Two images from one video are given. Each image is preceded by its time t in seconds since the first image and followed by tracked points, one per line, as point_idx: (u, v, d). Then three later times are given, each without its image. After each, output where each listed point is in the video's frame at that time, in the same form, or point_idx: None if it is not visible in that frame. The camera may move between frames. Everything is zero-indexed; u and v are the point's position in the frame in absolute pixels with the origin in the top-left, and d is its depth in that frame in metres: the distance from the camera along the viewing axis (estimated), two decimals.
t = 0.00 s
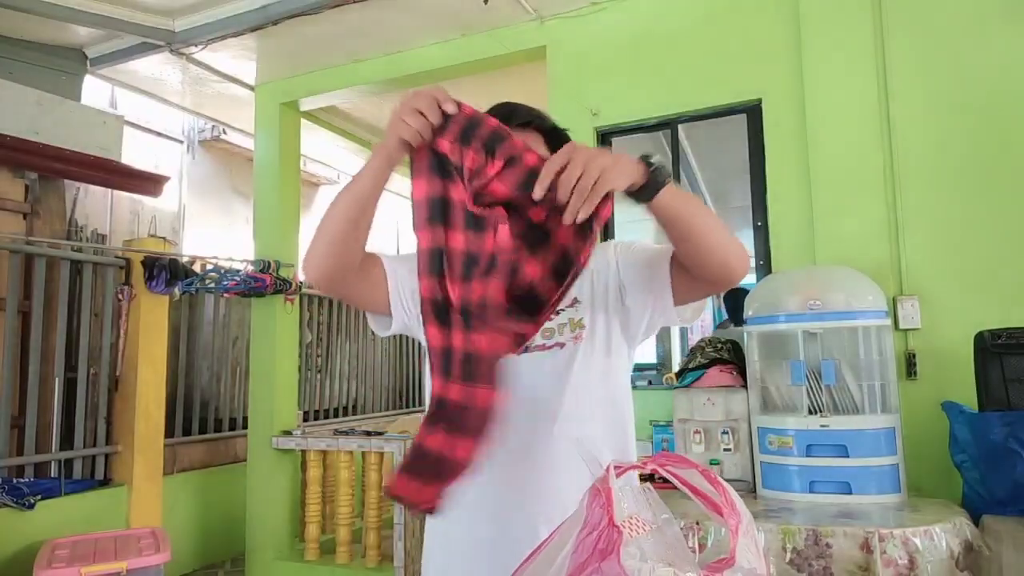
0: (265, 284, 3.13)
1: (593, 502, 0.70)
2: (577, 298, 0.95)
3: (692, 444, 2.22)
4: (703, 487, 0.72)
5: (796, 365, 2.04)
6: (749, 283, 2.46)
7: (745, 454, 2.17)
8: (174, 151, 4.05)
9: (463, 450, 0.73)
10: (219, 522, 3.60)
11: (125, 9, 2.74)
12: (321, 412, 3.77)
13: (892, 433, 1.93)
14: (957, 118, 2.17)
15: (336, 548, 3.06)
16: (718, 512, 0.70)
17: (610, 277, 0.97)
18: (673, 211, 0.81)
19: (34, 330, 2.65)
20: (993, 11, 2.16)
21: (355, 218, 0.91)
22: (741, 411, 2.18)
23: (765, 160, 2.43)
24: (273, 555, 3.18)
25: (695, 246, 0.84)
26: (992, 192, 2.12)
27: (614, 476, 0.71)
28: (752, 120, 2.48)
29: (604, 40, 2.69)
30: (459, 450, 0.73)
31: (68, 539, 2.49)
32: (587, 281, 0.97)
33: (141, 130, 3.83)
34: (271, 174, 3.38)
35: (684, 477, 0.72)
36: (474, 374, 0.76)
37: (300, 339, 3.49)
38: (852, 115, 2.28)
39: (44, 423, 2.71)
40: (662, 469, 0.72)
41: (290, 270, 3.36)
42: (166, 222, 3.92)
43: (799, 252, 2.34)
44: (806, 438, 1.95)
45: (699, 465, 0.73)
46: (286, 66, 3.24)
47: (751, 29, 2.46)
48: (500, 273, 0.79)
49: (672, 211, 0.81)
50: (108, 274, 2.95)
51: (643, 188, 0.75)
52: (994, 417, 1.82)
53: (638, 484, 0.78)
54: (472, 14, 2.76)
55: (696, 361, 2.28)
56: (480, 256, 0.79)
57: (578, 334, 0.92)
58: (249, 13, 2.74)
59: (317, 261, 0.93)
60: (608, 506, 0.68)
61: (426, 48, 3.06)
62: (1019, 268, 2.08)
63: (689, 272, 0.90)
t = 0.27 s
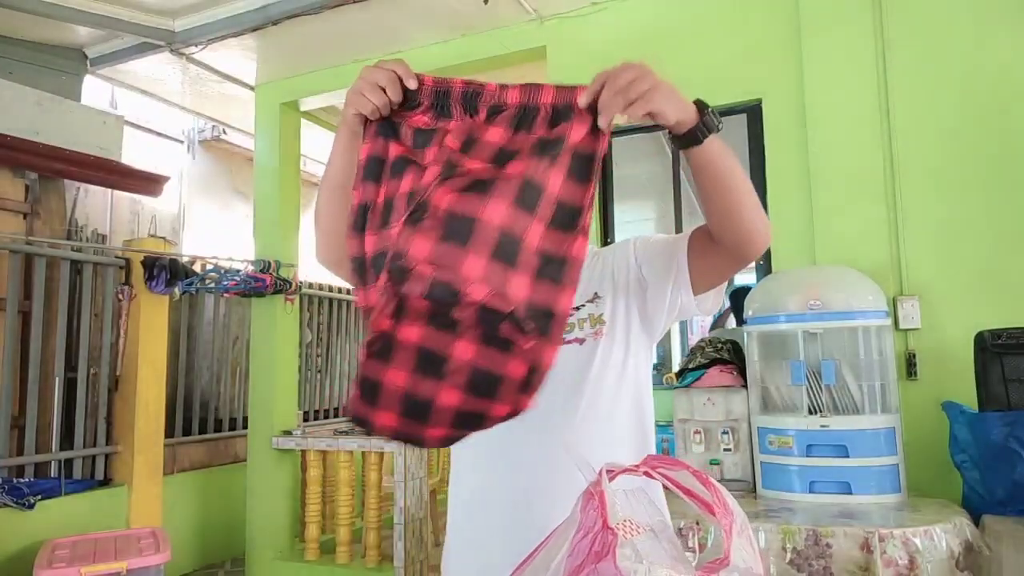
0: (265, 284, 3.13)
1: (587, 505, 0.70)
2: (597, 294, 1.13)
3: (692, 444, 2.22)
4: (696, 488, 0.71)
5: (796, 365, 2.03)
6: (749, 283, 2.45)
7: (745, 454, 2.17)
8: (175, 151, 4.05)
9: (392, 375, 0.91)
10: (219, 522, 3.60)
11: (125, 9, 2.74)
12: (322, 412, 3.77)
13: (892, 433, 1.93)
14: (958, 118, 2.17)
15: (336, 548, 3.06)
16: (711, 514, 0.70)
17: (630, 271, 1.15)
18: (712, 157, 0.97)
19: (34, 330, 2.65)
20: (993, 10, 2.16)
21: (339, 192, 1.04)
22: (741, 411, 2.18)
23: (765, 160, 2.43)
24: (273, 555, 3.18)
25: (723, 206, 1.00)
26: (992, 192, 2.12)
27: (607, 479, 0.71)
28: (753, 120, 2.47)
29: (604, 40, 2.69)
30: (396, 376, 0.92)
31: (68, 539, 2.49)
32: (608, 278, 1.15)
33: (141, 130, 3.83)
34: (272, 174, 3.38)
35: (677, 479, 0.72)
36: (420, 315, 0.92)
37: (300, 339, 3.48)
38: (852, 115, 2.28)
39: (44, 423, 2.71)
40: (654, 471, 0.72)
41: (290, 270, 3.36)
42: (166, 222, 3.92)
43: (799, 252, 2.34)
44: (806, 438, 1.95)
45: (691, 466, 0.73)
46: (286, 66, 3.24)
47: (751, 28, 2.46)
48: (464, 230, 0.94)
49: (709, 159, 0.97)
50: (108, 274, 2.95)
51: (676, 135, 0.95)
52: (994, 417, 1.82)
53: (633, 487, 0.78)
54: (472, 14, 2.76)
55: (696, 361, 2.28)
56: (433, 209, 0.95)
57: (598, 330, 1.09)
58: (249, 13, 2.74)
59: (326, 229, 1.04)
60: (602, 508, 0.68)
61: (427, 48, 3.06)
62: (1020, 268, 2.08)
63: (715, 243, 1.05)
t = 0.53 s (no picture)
0: (265, 284, 3.14)
1: (586, 505, 0.70)
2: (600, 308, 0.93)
3: (692, 444, 2.22)
4: (696, 489, 0.71)
5: (796, 365, 2.03)
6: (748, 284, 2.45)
7: (745, 454, 2.17)
8: (175, 151, 4.05)
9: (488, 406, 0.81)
10: (219, 522, 3.60)
11: (126, 9, 2.74)
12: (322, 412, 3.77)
13: (892, 433, 1.93)
14: (958, 118, 2.17)
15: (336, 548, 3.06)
16: (709, 514, 0.70)
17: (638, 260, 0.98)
18: (665, 151, 0.82)
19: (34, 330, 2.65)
20: (994, 11, 2.16)
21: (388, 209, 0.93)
22: (741, 411, 2.18)
23: (765, 160, 2.42)
24: (273, 555, 3.18)
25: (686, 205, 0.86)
26: (993, 192, 2.12)
27: (607, 480, 0.71)
28: (752, 120, 2.47)
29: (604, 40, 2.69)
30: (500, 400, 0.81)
31: (68, 539, 2.49)
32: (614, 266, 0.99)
33: (141, 130, 3.83)
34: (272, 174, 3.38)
35: (677, 479, 0.72)
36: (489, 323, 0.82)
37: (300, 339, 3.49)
38: (853, 116, 2.28)
39: (44, 423, 2.71)
40: (653, 472, 0.71)
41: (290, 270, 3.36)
42: (166, 222, 3.92)
43: (800, 252, 2.34)
44: (806, 438, 1.95)
45: (690, 466, 0.72)
46: (286, 66, 3.24)
47: (751, 28, 2.46)
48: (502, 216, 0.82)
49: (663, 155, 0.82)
50: (108, 274, 2.95)
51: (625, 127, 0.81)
52: (994, 417, 1.82)
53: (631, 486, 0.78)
54: (472, 14, 2.76)
55: (696, 361, 2.28)
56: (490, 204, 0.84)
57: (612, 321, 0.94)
58: (248, 13, 2.73)
59: (356, 244, 0.94)
60: (603, 509, 0.68)
61: (427, 48, 3.06)
62: (1020, 269, 2.08)
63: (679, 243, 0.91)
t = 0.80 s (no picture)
0: (265, 284, 3.14)
1: (586, 504, 0.68)
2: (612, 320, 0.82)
3: (692, 444, 2.22)
4: (697, 488, 0.71)
5: (796, 365, 2.03)
6: (748, 284, 2.45)
7: (745, 454, 2.17)
8: (175, 151, 4.05)
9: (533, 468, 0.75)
10: (219, 522, 3.60)
11: (125, 9, 2.74)
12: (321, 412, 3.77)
13: (892, 433, 1.94)
14: (958, 118, 2.17)
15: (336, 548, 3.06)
16: (710, 513, 0.70)
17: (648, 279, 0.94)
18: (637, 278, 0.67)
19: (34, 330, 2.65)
20: (994, 11, 2.16)
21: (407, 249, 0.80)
22: (741, 411, 2.18)
23: (764, 160, 2.42)
24: (273, 555, 3.18)
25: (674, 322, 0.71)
26: (993, 192, 2.12)
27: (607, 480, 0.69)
28: (752, 120, 2.47)
29: (604, 40, 2.69)
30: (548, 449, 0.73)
31: (68, 539, 2.49)
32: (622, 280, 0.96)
33: (141, 130, 3.83)
34: (272, 174, 3.38)
35: (679, 481, 0.70)
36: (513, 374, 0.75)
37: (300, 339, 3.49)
38: (853, 116, 2.28)
39: (44, 423, 2.71)
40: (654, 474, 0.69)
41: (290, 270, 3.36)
42: (166, 222, 3.92)
43: (800, 252, 2.34)
44: (806, 438, 1.95)
45: (692, 466, 0.70)
46: (286, 66, 3.24)
47: (751, 28, 2.46)
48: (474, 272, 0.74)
49: (642, 280, 0.67)
50: (108, 275, 2.95)
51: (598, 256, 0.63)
52: (994, 417, 1.82)
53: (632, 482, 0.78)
54: (472, 14, 2.76)
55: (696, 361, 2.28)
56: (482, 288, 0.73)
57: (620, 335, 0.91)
58: (248, 14, 2.73)
59: (359, 276, 0.84)
60: (603, 510, 0.67)
61: (426, 48, 3.06)
62: (1020, 269, 2.08)
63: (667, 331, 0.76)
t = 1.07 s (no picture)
0: (265, 284, 3.14)
1: (591, 502, 0.70)
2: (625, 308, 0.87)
3: (692, 444, 2.22)
4: (700, 487, 0.71)
5: (796, 365, 2.03)
6: (748, 283, 2.45)
7: (745, 454, 2.17)
8: (174, 151, 4.05)
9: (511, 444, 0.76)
10: (218, 522, 3.60)
11: (126, 9, 2.74)
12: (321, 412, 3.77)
13: (892, 433, 1.94)
14: (957, 118, 2.17)
15: (336, 548, 3.06)
16: (715, 513, 0.70)
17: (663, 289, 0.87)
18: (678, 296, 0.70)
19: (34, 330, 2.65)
20: (994, 11, 2.16)
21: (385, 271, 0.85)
22: (741, 411, 2.18)
23: (764, 160, 2.43)
24: (273, 555, 3.18)
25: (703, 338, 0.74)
26: (993, 193, 2.12)
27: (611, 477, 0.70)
28: (752, 120, 2.47)
29: (604, 40, 2.69)
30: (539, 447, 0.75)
31: (68, 539, 2.49)
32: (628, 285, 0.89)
33: (140, 130, 3.83)
34: (272, 174, 3.38)
35: (681, 478, 0.72)
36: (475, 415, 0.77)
37: (301, 339, 3.49)
38: (853, 116, 2.28)
39: (44, 423, 2.71)
40: (660, 470, 0.71)
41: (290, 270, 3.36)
42: (166, 222, 3.92)
43: (800, 252, 2.34)
44: (806, 438, 1.95)
45: (697, 466, 0.72)
46: (286, 66, 3.24)
47: (750, 28, 2.46)
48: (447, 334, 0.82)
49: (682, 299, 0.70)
50: (108, 275, 2.95)
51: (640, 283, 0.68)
52: (994, 417, 1.83)
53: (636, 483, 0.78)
54: (472, 14, 2.76)
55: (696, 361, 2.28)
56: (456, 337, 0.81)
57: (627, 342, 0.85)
58: (248, 14, 2.73)
59: (348, 292, 0.88)
60: (606, 506, 0.68)
61: (426, 48, 3.06)
62: (1020, 269, 2.08)
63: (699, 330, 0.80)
